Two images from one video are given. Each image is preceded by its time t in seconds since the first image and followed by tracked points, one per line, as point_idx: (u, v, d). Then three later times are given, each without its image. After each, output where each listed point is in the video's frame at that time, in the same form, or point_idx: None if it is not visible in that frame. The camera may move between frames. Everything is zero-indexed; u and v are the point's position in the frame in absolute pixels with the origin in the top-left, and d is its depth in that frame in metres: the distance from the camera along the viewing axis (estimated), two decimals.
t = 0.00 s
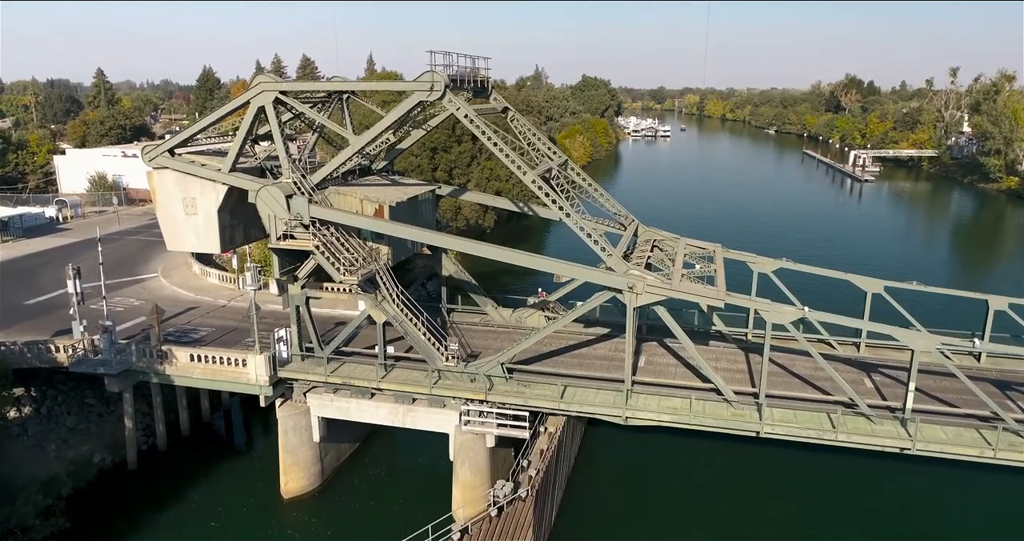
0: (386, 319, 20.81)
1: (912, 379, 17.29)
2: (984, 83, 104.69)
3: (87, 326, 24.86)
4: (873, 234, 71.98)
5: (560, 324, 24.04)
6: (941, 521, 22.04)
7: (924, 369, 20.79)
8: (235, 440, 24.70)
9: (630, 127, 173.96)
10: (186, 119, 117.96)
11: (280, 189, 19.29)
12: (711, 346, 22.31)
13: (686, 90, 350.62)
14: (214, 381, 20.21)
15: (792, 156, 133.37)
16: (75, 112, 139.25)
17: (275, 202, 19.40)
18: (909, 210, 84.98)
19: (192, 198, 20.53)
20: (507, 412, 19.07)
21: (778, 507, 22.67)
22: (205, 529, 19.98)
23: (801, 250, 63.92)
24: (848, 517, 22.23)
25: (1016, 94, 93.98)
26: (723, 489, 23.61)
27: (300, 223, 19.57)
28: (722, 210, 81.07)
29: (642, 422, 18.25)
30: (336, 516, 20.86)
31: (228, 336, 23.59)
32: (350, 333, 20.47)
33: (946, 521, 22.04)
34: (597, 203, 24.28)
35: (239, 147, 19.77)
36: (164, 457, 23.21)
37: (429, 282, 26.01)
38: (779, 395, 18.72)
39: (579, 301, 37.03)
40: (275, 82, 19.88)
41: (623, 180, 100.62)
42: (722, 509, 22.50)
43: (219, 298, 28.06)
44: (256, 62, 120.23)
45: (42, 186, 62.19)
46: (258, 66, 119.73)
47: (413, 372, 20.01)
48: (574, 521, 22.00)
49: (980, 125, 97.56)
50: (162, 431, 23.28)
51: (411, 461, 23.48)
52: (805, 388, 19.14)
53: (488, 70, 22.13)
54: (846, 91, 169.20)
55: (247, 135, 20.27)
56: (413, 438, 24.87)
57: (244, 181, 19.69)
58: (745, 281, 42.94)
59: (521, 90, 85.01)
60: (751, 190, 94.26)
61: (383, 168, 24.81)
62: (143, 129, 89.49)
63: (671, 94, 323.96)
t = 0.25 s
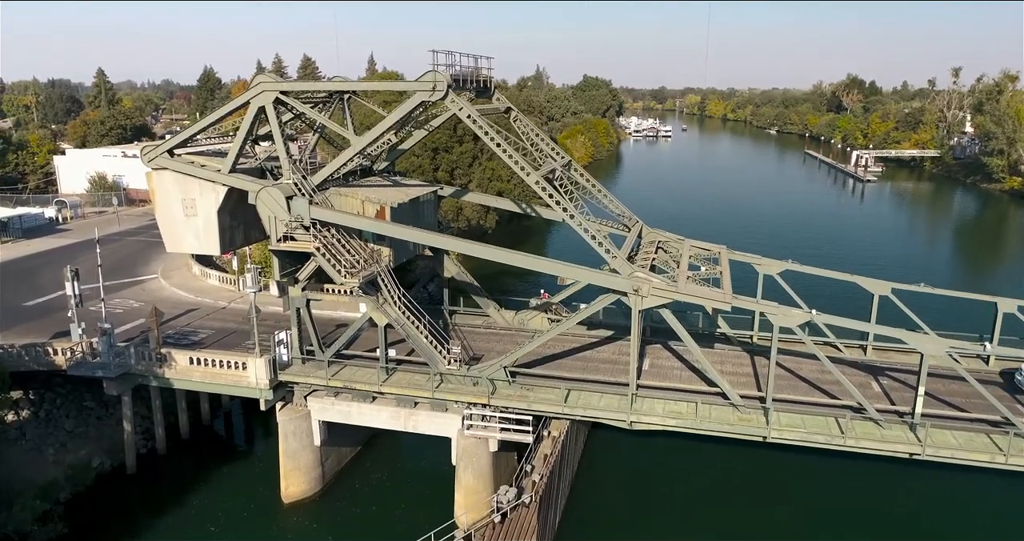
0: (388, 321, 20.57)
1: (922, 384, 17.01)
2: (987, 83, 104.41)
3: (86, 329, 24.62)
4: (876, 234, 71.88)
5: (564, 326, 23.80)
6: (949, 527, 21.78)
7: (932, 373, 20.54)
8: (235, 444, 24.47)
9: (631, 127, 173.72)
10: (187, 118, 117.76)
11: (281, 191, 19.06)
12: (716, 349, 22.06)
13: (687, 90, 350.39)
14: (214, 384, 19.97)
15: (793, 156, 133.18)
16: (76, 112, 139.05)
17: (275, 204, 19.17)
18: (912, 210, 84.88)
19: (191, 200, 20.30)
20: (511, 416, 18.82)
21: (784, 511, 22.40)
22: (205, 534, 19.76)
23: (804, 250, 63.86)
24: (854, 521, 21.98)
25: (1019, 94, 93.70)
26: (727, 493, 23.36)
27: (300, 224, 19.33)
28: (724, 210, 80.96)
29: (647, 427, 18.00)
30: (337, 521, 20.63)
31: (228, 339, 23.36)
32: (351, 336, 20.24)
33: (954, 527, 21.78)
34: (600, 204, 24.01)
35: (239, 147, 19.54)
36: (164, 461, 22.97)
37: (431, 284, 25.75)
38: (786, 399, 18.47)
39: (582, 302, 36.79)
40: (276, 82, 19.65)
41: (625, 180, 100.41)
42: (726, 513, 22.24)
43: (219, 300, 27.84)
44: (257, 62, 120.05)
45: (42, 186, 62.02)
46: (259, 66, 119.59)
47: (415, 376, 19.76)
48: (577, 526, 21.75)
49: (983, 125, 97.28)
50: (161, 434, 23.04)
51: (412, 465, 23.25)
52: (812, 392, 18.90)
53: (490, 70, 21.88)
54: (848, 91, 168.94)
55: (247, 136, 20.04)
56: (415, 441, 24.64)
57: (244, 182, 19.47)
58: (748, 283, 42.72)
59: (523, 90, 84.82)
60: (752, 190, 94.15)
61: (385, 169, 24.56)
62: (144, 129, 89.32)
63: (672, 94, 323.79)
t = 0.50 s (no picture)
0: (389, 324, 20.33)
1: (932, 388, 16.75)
2: (989, 83, 104.02)
3: (85, 331, 24.37)
4: (878, 234, 71.79)
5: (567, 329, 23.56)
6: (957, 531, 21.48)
7: (940, 377, 20.26)
8: (234, 447, 24.24)
9: (632, 127, 173.44)
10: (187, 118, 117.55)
11: (281, 192, 18.84)
12: (721, 352, 21.83)
13: (688, 89, 350.06)
14: (214, 388, 19.73)
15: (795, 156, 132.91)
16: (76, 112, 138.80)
17: (276, 205, 18.96)
18: (914, 210, 84.77)
19: (191, 201, 20.07)
20: (514, 420, 18.59)
21: (790, 516, 22.13)
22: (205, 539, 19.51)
23: (806, 250, 63.78)
24: (861, 526, 21.70)
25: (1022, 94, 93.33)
26: (732, 497, 23.09)
27: (301, 226, 19.10)
28: (726, 210, 80.81)
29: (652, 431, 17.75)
30: (337, 526, 20.39)
31: (228, 342, 23.11)
32: (352, 338, 20.01)
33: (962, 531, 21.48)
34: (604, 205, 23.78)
35: (239, 148, 19.31)
36: (163, 464, 22.76)
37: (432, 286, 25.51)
38: (792, 404, 18.22)
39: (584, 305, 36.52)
40: (276, 82, 19.42)
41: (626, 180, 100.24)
42: (731, 517, 21.98)
43: (219, 302, 27.62)
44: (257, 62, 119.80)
45: (42, 186, 61.85)
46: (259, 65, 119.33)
47: (417, 379, 19.52)
48: (580, 530, 21.49)
49: (986, 125, 96.94)
50: (160, 438, 22.84)
51: (414, 469, 23.00)
52: (819, 396, 18.63)
53: (493, 70, 21.66)
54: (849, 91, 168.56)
55: (247, 136, 19.81)
56: (416, 445, 24.39)
57: (245, 183, 19.25)
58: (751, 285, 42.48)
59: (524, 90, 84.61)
60: (754, 190, 93.97)
61: (386, 170, 24.34)
62: (144, 129, 89.14)
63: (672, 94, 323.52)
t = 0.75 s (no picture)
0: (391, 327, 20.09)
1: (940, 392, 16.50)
2: (991, 83, 103.70)
3: (83, 334, 24.19)
4: (879, 234, 71.77)
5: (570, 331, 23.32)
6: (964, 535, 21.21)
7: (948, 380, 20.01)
8: (234, 450, 24.04)
9: (633, 127, 173.17)
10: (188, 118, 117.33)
11: (282, 193, 18.62)
12: (726, 355, 21.59)
13: (689, 90, 349.77)
14: (213, 391, 19.52)
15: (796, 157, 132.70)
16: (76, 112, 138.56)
17: (276, 206, 18.73)
18: (916, 210, 84.69)
19: (190, 202, 19.86)
20: (516, 424, 18.35)
21: (794, 519, 21.88)
22: None
23: (808, 250, 63.68)
24: (867, 529, 21.45)
25: None
26: (736, 500, 22.84)
27: (302, 228, 18.89)
28: (727, 210, 80.70)
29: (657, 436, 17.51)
30: (337, 530, 20.16)
31: (228, 344, 22.90)
32: (353, 341, 19.78)
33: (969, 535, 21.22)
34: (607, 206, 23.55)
35: (239, 148, 19.10)
36: (162, 468, 22.55)
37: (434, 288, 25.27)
38: (799, 408, 17.97)
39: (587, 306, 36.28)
40: (276, 82, 19.20)
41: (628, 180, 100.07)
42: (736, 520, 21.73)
43: (219, 303, 27.41)
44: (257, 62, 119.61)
45: (42, 187, 61.67)
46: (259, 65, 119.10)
47: (419, 382, 19.30)
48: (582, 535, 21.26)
49: (988, 125, 96.61)
50: (159, 441, 22.64)
51: (415, 472, 22.77)
52: (826, 400, 18.39)
53: (495, 70, 21.43)
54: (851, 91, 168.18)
55: (247, 137, 19.59)
56: (418, 448, 24.17)
57: (245, 185, 19.04)
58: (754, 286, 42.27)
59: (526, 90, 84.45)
60: (756, 191, 93.88)
61: (387, 170, 24.13)
62: (145, 129, 88.92)
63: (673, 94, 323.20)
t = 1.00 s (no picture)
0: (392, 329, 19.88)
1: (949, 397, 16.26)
2: (994, 83, 103.38)
3: (82, 336, 24.00)
4: (881, 234, 71.60)
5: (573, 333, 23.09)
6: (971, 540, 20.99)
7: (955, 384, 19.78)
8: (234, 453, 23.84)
9: (634, 127, 172.86)
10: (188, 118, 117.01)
11: (282, 194, 18.40)
12: (731, 358, 21.37)
13: (690, 89, 349.49)
14: (213, 394, 19.32)
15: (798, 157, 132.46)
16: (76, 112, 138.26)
17: (276, 208, 18.50)
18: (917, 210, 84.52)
19: (190, 203, 19.65)
20: (519, 428, 18.14)
21: (800, 524, 21.67)
22: None
23: (809, 250, 63.49)
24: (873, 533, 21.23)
25: None
26: (740, 504, 22.62)
27: (302, 229, 18.68)
28: (728, 210, 80.48)
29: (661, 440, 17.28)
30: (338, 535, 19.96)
31: (228, 346, 22.70)
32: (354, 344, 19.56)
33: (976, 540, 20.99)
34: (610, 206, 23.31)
35: (239, 149, 18.87)
36: (161, 471, 22.35)
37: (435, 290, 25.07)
38: (805, 412, 17.75)
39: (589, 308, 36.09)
40: (276, 82, 18.97)
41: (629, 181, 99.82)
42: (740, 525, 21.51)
43: (219, 305, 27.21)
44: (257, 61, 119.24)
45: (42, 187, 61.46)
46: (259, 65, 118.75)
47: (420, 385, 19.08)
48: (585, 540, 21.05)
49: (991, 125, 96.29)
50: (158, 444, 22.44)
51: (416, 476, 22.56)
52: (832, 404, 18.17)
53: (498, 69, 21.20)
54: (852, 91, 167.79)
55: (247, 137, 19.36)
56: (419, 451, 23.97)
57: (245, 185, 18.83)
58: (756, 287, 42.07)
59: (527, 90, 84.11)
60: (757, 190, 93.62)
61: (388, 171, 23.92)
62: (145, 129, 88.66)
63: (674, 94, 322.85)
